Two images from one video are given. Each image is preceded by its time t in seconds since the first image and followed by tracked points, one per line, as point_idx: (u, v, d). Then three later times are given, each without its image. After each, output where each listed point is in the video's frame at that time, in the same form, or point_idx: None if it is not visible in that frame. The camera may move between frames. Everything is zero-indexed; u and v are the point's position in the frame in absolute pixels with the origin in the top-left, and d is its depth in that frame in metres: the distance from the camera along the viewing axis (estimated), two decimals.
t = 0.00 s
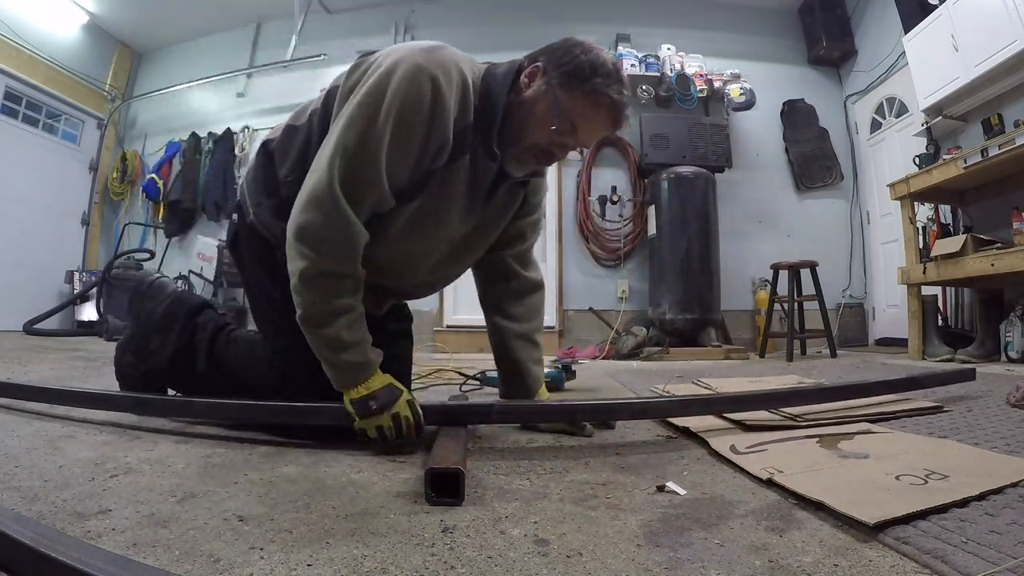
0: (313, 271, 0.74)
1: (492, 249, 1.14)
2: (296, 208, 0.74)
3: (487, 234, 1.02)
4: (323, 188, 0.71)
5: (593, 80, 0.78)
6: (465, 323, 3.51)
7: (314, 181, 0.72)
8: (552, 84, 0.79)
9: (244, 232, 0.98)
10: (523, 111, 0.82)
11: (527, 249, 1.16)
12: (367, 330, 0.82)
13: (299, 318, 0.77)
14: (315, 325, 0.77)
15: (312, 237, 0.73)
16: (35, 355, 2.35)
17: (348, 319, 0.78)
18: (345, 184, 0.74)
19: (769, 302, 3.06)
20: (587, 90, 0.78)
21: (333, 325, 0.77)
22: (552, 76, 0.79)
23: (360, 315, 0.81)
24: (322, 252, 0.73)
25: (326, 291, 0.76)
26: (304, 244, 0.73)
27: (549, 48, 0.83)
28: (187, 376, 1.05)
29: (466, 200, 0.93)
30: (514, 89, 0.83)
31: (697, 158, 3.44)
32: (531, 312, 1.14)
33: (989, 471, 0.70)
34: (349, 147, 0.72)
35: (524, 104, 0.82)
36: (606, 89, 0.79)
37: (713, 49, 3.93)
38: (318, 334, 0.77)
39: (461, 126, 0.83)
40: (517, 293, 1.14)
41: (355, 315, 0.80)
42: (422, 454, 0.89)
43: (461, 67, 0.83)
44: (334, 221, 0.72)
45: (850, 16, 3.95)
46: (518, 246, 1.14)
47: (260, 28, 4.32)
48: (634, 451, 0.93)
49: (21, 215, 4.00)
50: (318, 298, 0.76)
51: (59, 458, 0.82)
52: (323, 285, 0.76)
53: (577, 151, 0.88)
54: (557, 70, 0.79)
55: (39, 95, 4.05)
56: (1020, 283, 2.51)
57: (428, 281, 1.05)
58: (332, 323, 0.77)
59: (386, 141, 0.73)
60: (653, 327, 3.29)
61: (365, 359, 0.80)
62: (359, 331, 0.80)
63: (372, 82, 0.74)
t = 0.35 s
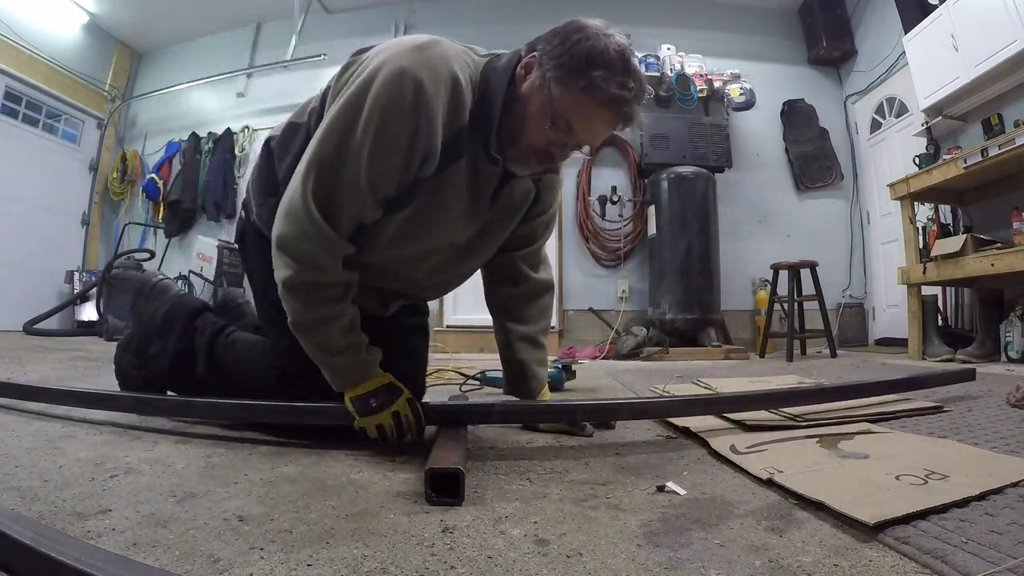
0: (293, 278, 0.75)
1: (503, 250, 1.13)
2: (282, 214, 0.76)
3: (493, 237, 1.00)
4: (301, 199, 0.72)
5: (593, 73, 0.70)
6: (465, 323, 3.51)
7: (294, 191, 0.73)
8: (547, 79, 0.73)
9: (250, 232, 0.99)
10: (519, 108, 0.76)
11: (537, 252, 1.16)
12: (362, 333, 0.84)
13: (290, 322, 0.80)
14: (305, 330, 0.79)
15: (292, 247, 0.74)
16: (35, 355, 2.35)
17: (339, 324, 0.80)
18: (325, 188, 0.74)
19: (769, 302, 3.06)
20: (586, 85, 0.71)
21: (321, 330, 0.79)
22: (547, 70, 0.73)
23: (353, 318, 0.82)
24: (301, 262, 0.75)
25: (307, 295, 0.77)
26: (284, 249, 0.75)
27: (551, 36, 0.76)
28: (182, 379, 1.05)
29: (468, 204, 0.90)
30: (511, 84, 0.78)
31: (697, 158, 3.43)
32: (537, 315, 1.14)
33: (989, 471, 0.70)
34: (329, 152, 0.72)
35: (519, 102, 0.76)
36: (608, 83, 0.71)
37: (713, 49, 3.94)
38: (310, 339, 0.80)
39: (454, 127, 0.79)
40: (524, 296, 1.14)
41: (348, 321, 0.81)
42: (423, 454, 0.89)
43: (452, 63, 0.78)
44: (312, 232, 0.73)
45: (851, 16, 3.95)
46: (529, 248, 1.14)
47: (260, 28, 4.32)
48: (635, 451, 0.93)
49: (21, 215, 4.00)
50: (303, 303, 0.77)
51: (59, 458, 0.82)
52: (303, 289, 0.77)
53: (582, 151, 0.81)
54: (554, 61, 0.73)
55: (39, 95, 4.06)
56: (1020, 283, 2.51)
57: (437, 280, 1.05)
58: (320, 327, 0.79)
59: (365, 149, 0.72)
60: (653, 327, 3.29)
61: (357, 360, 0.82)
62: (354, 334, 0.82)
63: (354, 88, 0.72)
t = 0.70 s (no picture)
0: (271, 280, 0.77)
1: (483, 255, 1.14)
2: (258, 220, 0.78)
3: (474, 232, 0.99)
4: (270, 207, 0.75)
5: (545, 43, 0.69)
6: (465, 323, 3.52)
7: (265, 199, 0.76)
8: (499, 61, 0.71)
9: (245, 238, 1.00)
10: (475, 92, 0.74)
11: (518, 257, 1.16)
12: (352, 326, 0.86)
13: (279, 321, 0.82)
14: (293, 326, 0.81)
15: (269, 250, 0.77)
16: (35, 355, 2.35)
17: (321, 319, 0.81)
18: (293, 191, 0.76)
19: (769, 302, 3.06)
20: (539, 56, 0.69)
21: (307, 327, 0.81)
22: (497, 51, 0.71)
23: (336, 314, 0.83)
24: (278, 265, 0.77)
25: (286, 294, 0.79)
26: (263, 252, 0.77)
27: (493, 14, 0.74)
28: (181, 389, 1.08)
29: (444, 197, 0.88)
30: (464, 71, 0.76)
31: (697, 158, 3.43)
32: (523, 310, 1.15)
33: (990, 471, 0.70)
34: (292, 156, 0.74)
35: (478, 91, 0.74)
36: (563, 47, 0.69)
37: (713, 49, 3.94)
38: (298, 334, 0.81)
39: (413, 119, 0.78)
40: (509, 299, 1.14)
41: (331, 315, 0.82)
42: (422, 454, 0.89)
43: (402, 58, 0.77)
44: (286, 236, 0.75)
45: (851, 16, 3.95)
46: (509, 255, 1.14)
47: (260, 29, 4.32)
48: (635, 451, 0.93)
49: (21, 215, 4.01)
50: (286, 302, 0.79)
51: (59, 458, 0.82)
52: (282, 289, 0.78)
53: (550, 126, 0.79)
54: (503, 39, 0.71)
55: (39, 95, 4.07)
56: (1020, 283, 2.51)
57: (424, 281, 1.02)
58: (304, 325, 0.81)
59: (322, 149, 0.73)
60: (653, 327, 3.29)
61: (348, 354, 0.83)
62: (342, 329, 0.83)
63: (306, 95, 0.74)
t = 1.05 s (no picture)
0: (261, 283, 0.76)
1: (464, 244, 1.10)
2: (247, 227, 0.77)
3: (456, 223, 0.98)
4: (258, 208, 0.74)
5: (521, 20, 0.76)
6: (465, 323, 3.52)
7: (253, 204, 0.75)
8: (482, 48, 0.77)
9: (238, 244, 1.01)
10: (461, 82, 0.79)
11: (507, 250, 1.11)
12: (337, 323, 0.84)
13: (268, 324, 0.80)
14: (281, 326, 0.79)
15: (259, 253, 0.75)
16: (35, 355, 2.35)
17: (308, 316, 0.80)
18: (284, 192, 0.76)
19: (769, 302, 3.06)
20: (518, 33, 0.76)
21: (295, 326, 0.79)
22: (477, 41, 0.77)
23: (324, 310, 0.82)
24: (269, 266, 0.75)
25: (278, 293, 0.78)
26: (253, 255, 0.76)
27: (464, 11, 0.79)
28: (185, 389, 1.09)
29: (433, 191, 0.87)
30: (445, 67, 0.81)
31: (697, 158, 3.43)
32: (519, 304, 1.08)
33: (989, 471, 0.70)
34: (279, 157, 0.75)
35: (466, 79, 0.78)
36: (537, 19, 0.77)
37: (713, 49, 3.94)
38: (286, 335, 0.80)
39: (397, 116, 0.80)
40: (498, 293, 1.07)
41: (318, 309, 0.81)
42: (422, 454, 0.89)
43: (381, 61, 0.81)
44: (277, 237, 0.74)
45: (851, 16, 3.95)
46: (496, 247, 1.09)
47: (260, 29, 4.33)
48: (635, 451, 0.93)
49: (21, 215, 4.01)
50: (276, 302, 0.78)
51: (59, 458, 0.82)
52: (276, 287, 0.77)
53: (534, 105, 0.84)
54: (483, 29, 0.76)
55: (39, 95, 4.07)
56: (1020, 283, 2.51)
57: (412, 276, 1.02)
58: (292, 325, 0.79)
59: (312, 146, 0.74)
60: (653, 327, 3.29)
61: (337, 355, 0.81)
62: (328, 326, 0.82)
63: (290, 103, 0.76)
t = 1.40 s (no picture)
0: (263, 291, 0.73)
1: (458, 233, 1.08)
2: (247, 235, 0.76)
3: (447, 220, 0.99)
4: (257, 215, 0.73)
5: (500, 21, 0.74)
6: (465, 323, 3.53)
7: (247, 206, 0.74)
8: (461, 41, 0.76)
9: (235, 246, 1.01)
10: (445, 77, 0.79)
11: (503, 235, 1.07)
12: (334, 349, 0.77)
13: (265, 343, 0.76)
14: (275, 345, 0.75)
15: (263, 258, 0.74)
16: (35, 355, 2.35)
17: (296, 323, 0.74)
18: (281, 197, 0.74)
19: (769, 302, 3.06)
20: (498, 34, 0.74)
21: (284, 335, 0.74)
22: (457, 34, 0.76)
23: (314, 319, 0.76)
24: (273, 267, 0.74)
25: (276, 306, 0.74)
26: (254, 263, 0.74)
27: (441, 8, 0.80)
28: (184, 389, 1.09)
29: (423, 185, 0.88)
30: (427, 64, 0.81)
31: (697, 158, 3.43)
32: (517, 290, 1.04)
33: (990, 471, 0.70)
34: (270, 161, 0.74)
35: (448, 73, 0.79)
36: (517, 22, 0.74)
37: (713, 49, 3.94)
38: (274, 343, 0.75)
39: (384, 113, 0.81)
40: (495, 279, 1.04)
41: (309, 335, 0.75)
42: (422, 456, 0.88)
43: (364, 61, 0.82)
44: (278, 241, 0.73)
45: (851, 15, 3.95)
46: (489, 234, 1.07)
47: (260, 29, 4.33)
48: (636, 452, 0.92)
49: (21, 215, 4.01)
50: (270, 311, 0.74)
51: (59, 458, 0.82)
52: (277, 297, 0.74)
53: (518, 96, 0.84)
54: (464, 23, 0.76)
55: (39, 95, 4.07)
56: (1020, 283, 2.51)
57: (407, 275, 1.02)
58: (284, 333, 0.74)
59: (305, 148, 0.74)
60: (653, 327, 3.29)
61: (322, 390, 0.74)
62: (320, 353, 0.75)
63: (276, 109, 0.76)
